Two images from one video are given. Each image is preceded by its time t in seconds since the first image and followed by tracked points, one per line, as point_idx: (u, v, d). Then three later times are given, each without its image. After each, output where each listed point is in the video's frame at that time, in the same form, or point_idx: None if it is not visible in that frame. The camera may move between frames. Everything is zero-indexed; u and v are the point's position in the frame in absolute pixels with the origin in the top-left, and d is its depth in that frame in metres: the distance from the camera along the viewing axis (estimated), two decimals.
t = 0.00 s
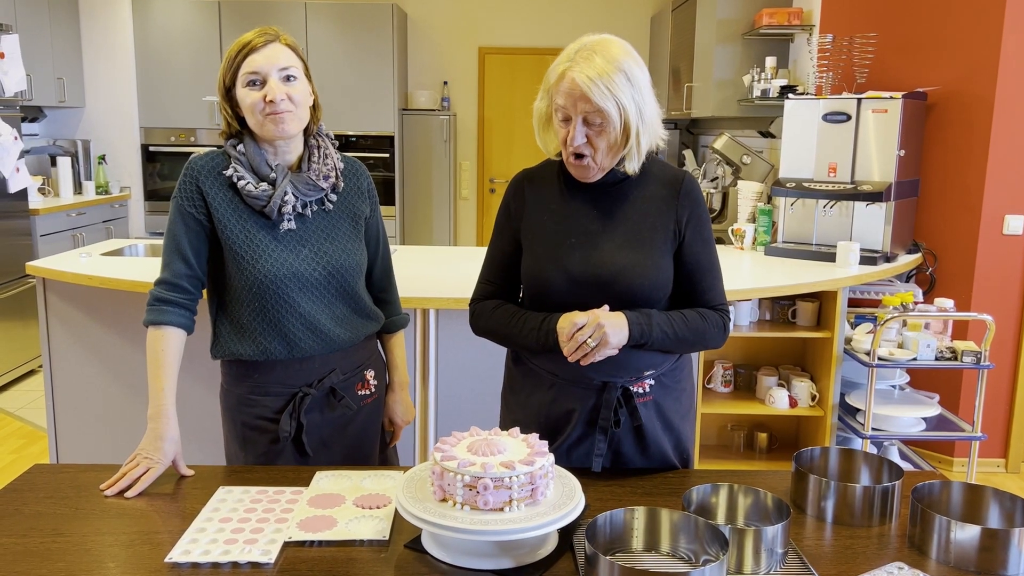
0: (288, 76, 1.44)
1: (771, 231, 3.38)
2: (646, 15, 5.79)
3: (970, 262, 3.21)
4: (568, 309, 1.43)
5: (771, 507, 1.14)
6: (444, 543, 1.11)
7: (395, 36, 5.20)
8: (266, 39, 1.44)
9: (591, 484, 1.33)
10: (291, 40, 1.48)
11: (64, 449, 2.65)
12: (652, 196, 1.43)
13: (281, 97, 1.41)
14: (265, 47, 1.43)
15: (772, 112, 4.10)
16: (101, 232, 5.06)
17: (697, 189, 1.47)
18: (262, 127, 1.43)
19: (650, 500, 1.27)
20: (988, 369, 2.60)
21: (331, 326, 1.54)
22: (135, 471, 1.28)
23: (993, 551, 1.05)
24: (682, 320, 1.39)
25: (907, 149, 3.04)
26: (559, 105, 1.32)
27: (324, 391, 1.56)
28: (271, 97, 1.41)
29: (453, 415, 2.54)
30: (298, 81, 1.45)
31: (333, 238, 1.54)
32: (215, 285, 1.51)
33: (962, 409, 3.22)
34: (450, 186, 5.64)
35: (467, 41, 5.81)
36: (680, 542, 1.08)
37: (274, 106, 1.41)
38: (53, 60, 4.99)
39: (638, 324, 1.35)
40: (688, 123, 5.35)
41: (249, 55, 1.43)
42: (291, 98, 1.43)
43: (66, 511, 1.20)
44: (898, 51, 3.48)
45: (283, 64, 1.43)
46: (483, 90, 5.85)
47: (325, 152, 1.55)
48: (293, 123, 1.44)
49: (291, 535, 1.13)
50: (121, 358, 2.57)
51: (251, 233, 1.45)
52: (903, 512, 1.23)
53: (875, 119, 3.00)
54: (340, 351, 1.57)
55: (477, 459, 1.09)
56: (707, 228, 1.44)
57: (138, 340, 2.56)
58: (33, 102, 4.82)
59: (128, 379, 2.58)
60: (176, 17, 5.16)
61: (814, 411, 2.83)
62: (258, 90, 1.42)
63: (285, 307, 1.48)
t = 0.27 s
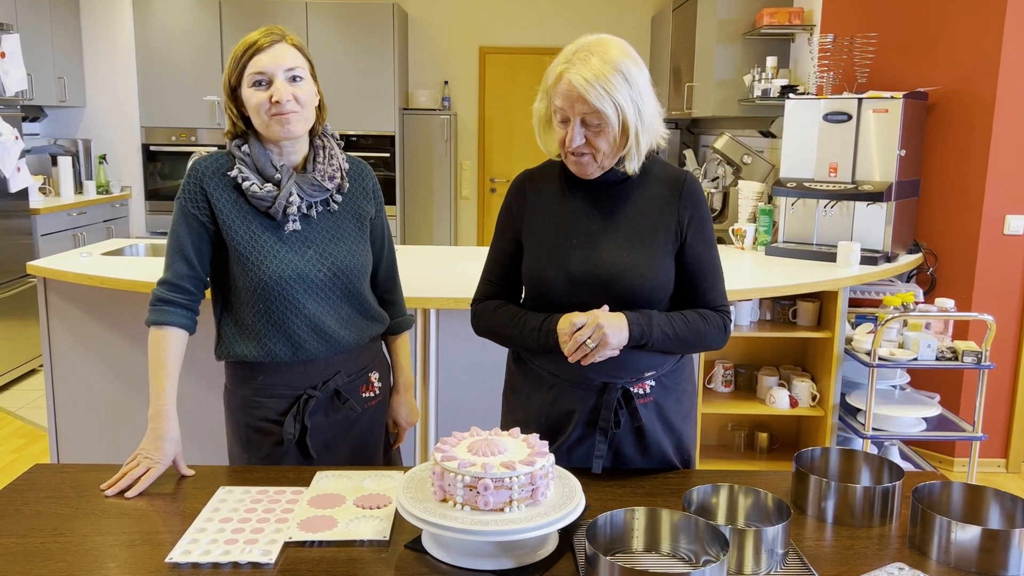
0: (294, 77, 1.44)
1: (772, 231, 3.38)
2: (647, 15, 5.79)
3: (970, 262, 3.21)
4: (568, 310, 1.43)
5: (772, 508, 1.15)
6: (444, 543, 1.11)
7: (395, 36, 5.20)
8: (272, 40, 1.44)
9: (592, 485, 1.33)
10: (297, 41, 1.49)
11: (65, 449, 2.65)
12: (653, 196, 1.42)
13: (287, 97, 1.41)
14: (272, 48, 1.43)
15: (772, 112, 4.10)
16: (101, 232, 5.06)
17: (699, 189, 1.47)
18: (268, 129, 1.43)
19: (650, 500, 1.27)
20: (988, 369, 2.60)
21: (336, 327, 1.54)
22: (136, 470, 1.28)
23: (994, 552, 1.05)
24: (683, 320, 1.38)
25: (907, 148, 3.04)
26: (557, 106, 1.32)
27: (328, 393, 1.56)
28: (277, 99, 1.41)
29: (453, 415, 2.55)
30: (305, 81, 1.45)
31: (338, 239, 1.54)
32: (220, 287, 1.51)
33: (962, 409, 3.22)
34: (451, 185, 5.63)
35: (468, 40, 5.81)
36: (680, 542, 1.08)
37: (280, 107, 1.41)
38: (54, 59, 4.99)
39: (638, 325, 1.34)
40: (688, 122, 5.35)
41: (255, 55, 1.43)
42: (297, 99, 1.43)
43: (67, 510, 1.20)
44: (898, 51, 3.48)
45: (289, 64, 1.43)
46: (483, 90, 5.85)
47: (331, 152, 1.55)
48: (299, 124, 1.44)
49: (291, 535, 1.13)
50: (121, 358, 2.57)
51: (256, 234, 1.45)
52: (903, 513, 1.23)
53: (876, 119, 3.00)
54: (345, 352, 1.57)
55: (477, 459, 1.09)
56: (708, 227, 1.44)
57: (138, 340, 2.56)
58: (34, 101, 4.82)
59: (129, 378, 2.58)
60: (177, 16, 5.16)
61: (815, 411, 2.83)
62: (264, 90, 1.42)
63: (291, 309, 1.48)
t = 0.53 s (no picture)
0: (300, 76, 1.43)
1: (773, 231, 3.38)
2: (647, 14, 5.79)
3: (971, 261, 3.21)
4: (570, 311, 1.42)
5: (773, 507, 1.14)
6: (446, 543, 1.11)
7: (396, 35, 5.20)
8: (278, 38, 1.43)
9: (594, 485, 1.33)
10: (303, 39, 1.48)
11: (65, 448, 2.65)
12: (656, 196, 1.42)
13: (292, 97, 1.41)
14: (277, 46, 1.42)
15: (773, 111, 4.10)
16: (102, 231, 5.06)
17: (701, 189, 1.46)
18: (274, 128, 1.43)
19: (651, 500, 1.27)
20: (989, 369, 2.60)
21: (341, 328, 1.54)
22: (136, 470, 1.28)
23: (995, 552, 1.05)
24: (691, 322, 1.37)
25: (908, 148, 3.03)
26: (551, 107, 1.32)
27: (333, 394, 1.56)
28: (283, 98, 1.40)
29: (453, 414, 2.54)
30: (310, 80, 1.45)
31: (344, 239, 1.54)
32: (225, 286, 1.51)
33: (963, 409, 3.22)
34: (451, 184, 5.63)
35: (468, 39, 5.81)
36: (681, 542, 1.08)
37: (285, 106, 1.41)
38: (54, 58, 4.99)
39: (650, 331, 1.33)
40: (689, 122, 5.35)
41: (260, 54, 1.42)
42: (303, 98, 1.43)
43: (66, 510, 1.20)
44: (899, 50, 3.48)
45: (294, 63, 1.43)
46: (484, 89, 5.85)
47: (337, 152, 1.55)
48: (305, 123, 1.44)
49: (292, 535, 1.13)
50: (122, 357, 2.57)
51: (261, 235, 1.45)
52: (905, 512, 1.23)
53: (877, 118, 2.99)
54: (350, 353, 1.57)
55: (478, 458, 1.09)
56: (710, 226, 1.44)
57: (138, 339, 2.56)
58: (34, 100, 4.82)
59: (129, 377, 2.58)
60: (177, 16, 5.16)
61: (815, 411, 2.83)
62: (269, 90, 1.42)
63: (296, 309, 1.47)
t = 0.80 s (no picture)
0: (305, 74, 1.43)
1: (773, 229, 3.38)
2: (648, 12, 5.78)
3: (971, 260, 3.20)
4: (571, 312, 1.42)
5: (773, 506, 1.14)
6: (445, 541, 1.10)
7: (396, 33, 5.19)
8: (283, 36, 1.43)
9: (596, 484, 1.33)
10: (307, 37, 1.48)
11: (65, 446, 2.65)
12: (655, 193, 1.41)
13: (298, 95, 1.40)
14: (283, 44, 1.42)
15: (773, 109, 4.09)
16: (102, 229, 5.06)
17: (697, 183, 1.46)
18: (279, 127, 1.43)
19: (651, 499, 1.27)
20: (990, 368, 2.60)
21: (345, 327, 1.54)
22: (135, 468, 1.28)
23: (996, 551, 1.05)
24: (700, 318, 1.37)
25: (909, 146, 3.03)
26: (541, 109, 1.32)
27: (337, 393, 1.56)
28: (288, 96, 1.40)
29: (453, 413, 2.54)
30: (315, 79, 1.45)
31: (348, 239, 1.53)
32: (228, 284, 1.51)
33: (963, 408, 3.22)
34: (451, 183, 5.63)
35: (468, 38, 5.80)
36: (681, 540, 1.07)
37: (291, 104, 1.40)
38: (53, 56, 4.98)
39: (666, 334, 1.32)
40: (689, 120, 5.34)
41: (266, 51, 1.42)
42: (309, 96, 1.43)
43: (66, 508, 1.20)
44: (900, 49, 3.47)
45: (301, 61, 1.42)
46: (484, 87, 5.84)
47: (340, 150, 1.54)
48: (310, 121, 1.44)
49: (291, 534, 1.13)
50: (122, 355, 2.57)
51: (265, 233, 1.44)
52: (906, 511, 1.23)
53: (877, 116, 2.99)
54: (353, 352, 1.57)
55: (477, 457, 1.09)
56: (709, 221, 1.43)
57: (138, 337, 2.55)
58: (34, 98, 4.82)
59: (129, 375, 2.58)
60: (177, 14, 5.16)
61: (815, 409, 2.83)
62: (274, 88, 1.42)
63: (301, 308, 1.47)
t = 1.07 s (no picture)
0: (307, 72, 1.43)
1: (773, 227, 3.38)
2: (648, 10, 5.77)
3: (971, 258, 3.20)
4: (568, 313, 1.41)
5: (774, 504, 1.14)
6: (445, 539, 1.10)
7: (396, 31, 5.18)
8: (284, 33, 1.42)
9: (596, 482, 1.33)
10: (309, 34, 1.47)
11: (64, 444, 2.65)
12: (647, 188, 1.41)
13: (300, 92, 1.40)
14: (284, 41, 1.42)
15: (774, 107, 4.09)
16: (101, 227, 5.05)
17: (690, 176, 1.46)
18: (281, 125, 1.42)
19: (651, 497, 1.26)
20: (990, 366, 2.60)
21: (347, 326, 1.54)
22: (134, 466, 1.27)
23: (997, 549, 1.04)
24: (698, 311, 1.36)
25: (909, 144, 3.02)
26: (529, 111, 1.31)
27: (337, 392, 1.55)
28: (290, 94, 1.40)
29: (453, 411, 2.54)
30: (317, 76, 1.44)
31: (349, 237, 1.53)
32: (229, 283, 1.50)
33: (963, 406, 3.21)
34: (451, 181, 5.62)
35: (468, 35, 5.80)
36: (681, 539, 1.07)
37: (292, 102, 1.40)
38: (53, 54, 4.98)
39: (662, 327, 1.32)
40: (690, 119, 5.34)
41: (268, 49, 1.41)
42: (310, 94, 1.42)
43: (65, 506, 1.19)
44: (900, 47, 3.47)
45: (303, 58, 1.42)
46: (484, 85, 5.83)
47: (341, 148, 1.54)
48: (312, 119, 1.43)
49: (290, 532, 1.12)
50: (121, 353, 2.56)
51: (266, 232, 1.44)
52: (906, 509, 1.23)
53: (878, 114, 2.98)
54: (354, 351, 1.56)
55: (477, 455, 1.09)
56: (703, 212, 1.43)
57: (137, 335, 2.55)
58: (33, 96, 4.81)
59: (128, 373, 2.57)
60: (176, 11, 5.15)
61: (816, 407, 2.82)
62: (276, 85, 1.41)
63: (302, 307, 1.47)
